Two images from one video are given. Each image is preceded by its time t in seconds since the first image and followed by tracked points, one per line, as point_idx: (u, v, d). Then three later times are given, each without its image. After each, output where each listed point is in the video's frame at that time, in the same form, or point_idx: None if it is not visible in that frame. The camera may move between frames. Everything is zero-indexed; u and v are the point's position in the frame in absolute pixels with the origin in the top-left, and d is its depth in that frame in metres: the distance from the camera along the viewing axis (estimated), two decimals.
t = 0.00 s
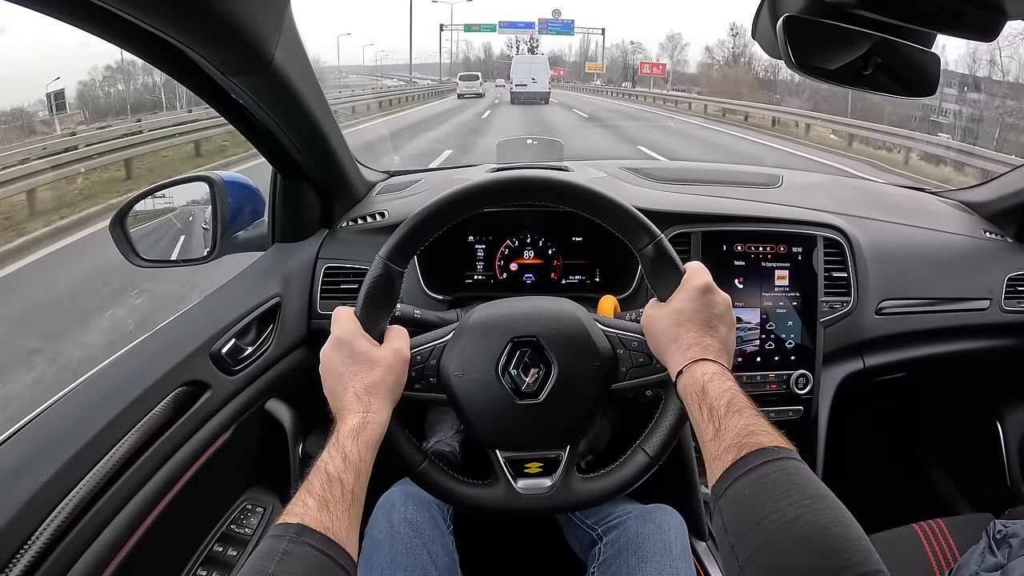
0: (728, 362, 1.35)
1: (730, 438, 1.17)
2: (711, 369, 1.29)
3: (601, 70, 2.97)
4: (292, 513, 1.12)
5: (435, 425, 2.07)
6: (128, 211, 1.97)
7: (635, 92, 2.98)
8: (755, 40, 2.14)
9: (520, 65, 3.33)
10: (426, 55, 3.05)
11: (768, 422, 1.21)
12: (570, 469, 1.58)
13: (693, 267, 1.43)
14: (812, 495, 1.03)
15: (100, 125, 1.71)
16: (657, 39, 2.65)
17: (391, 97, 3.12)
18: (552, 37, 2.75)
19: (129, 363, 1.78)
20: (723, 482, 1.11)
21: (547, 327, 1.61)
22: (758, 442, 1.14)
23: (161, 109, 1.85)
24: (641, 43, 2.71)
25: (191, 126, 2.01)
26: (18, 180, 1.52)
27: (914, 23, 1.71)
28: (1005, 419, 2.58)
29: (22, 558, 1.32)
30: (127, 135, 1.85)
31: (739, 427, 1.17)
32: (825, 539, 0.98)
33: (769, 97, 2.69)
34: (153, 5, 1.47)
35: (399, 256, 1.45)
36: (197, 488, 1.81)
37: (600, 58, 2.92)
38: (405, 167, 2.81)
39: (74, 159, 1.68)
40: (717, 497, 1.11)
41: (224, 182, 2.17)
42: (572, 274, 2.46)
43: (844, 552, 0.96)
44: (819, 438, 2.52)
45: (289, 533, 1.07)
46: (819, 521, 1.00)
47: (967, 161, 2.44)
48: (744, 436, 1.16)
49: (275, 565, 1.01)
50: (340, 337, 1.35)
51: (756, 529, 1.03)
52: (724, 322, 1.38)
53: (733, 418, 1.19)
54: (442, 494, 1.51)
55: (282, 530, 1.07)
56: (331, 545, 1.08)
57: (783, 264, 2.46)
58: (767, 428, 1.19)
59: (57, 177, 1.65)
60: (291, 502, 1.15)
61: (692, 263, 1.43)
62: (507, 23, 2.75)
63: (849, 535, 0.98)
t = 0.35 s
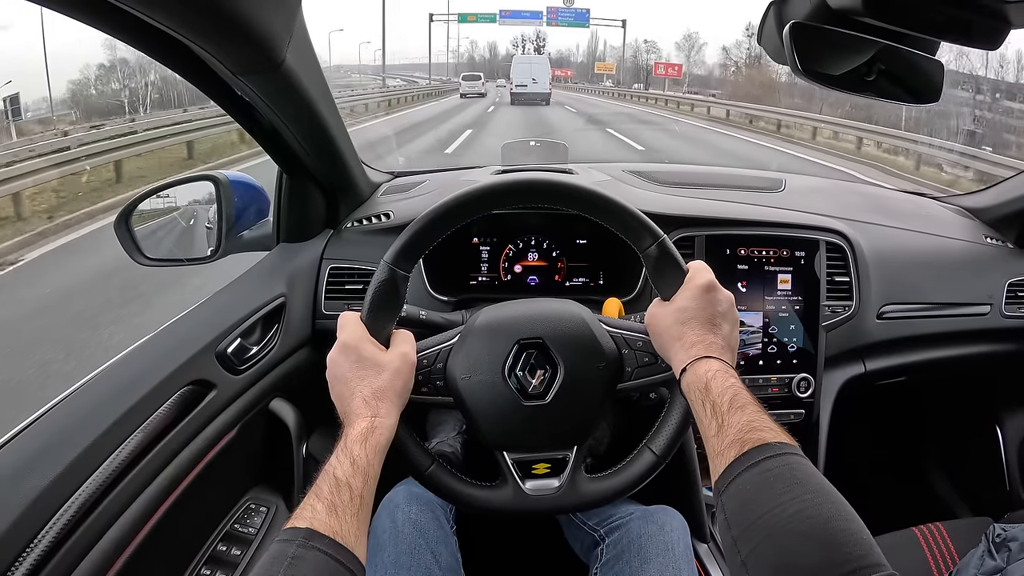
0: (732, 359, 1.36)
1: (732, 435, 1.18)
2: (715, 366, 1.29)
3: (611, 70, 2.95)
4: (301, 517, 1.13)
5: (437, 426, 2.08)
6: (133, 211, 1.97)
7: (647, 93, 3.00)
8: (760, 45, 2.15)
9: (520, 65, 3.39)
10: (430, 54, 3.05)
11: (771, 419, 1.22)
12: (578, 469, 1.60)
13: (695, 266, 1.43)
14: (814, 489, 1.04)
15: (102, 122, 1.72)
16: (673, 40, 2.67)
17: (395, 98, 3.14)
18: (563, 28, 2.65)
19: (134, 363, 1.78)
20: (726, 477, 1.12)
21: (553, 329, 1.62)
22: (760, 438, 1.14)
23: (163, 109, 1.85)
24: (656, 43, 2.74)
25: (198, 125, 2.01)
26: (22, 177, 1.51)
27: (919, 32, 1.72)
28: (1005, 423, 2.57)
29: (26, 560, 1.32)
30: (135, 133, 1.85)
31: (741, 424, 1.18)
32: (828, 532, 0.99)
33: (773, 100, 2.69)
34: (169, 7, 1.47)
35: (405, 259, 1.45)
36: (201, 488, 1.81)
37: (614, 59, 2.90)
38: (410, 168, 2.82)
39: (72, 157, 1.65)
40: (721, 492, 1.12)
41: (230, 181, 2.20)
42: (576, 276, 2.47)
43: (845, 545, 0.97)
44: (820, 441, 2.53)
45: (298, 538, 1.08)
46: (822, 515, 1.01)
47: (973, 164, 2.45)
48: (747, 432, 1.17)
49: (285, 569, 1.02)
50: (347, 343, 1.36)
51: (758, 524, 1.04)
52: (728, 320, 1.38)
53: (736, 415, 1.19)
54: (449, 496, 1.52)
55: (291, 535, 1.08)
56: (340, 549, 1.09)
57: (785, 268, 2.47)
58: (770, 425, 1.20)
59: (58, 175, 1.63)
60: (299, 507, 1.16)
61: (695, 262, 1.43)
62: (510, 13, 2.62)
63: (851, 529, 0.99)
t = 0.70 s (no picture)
0: (734, 355, 1.36)
1: (734, 430, 1.18)
2: (716, 361, 1.29)
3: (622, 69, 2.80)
4: (303, 516, 1.13)
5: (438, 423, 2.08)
6: (134, 208, 1.98)
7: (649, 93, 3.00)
8: (762, 43, 2.15)
9: (522, 63, 3.11)
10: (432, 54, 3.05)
11: (773, 414, 1.22)
12: (581, 466, 1.60)
13: (696, 261, 1.42)
14: (815, 484, 1.04)
15: (105, 118, 1.71)
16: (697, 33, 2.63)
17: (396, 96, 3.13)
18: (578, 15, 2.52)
19: (136, 360, 1.78)
20: (728, 472, 1.12)
21: (555, 326, 1.63)
22: (762, 433, 1.15)
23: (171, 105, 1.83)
24: (674, 42, 2.71)
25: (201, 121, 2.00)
26: (23, 173, 1.51)
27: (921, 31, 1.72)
28: (1005, 423, 2.57)
29: (27, 558, 1.32)
30: (139, 130, 1.85)
31: (742, 419, 1.18)
32: (827, 527, 0.99)
33: (776, 100, 2.69)
34: (174, 5, 1.47)
35: (406, 258, 1.46)
36: (203, 485, 1.82)
37: (625, 58, 2.78)
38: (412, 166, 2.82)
39: (72, 153, 1.64)
40: (722, 489, 1.12)
41: (233, 179, 2.19)
42: (578, 275, 2.47)
43: (845, 540, 0.97)
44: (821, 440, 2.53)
45: (301, 536, 1.08)
46: (822, 509, 1.01)
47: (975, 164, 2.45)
48: (748, 427, 1.17)
49: (287, 567, 1.03)
50: (348, 342, 1.36)
51: (759, 519, 1.04)
52: (729, 316, 1.39)
53: (737, 410, 1.19)
54: (453, 494, 1.52)
55: (293, 533, 1.09)
56: (343, 547, 1.09)
57: (787, 267, 2.47)
58: (771, 420, 1.20)
59: (58, 172, 1.62)
60: (302, 506, 1.17)
61: (695, 258, 1.43)
62: None
63: (852, 524, 0.99)
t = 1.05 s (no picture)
0: (739, 356, 1.36)
1: (740, 430, 1.18)
2: (721, 362, 1.30)
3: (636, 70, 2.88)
4: (310, 515, 1.14)
5: (440, 425, 2.04)
6: (138, 207, 1.98)
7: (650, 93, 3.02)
8: (767, 48, 2.17)
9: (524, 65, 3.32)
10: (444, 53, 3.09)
11: (778, 414, 1.23)
12: (585, 466, 1.60)
13: (701, 263, 1.43)
14: (821, 484, 1.05)
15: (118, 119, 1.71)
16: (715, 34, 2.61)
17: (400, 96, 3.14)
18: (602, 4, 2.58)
19: (140, 359, 1.78)
20: (734, 472, 1.12)
21: (561, 327, 1.63)
22: (768, 433, 1.15)
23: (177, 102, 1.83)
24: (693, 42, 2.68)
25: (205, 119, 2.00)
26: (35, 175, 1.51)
27: (925, 35, 1.73)
28: (1005, 425, 2.59)
29: (31, 558, 1.32)
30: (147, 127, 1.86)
31: (748, 419, 1.19)
32: (833, 526, 0.99)
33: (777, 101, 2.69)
34: (188, 5, 1.48)
35: (412, 258, 1.46)
36: (206, 485, 1.82)
37: (637, 58, 2.86)
38: (415, 167, 2.83)
39: (79, 151, 1.64)
40: (728, 488, 1.12)
41: (236, 178, 2.21)
42: (581, 276, 2.47)
43: (852, 538, 0.97)
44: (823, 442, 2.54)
45: (308, 535, 1.08)
46: (827, 508, 1.02)
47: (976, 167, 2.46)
48: (754, 427, 1.17)
49: (294, 566, 1.03)
50: (355, 342, 1.36)
51: (765, 518, 1.04)
52: (734, 318, 1.39)
53: (743, 411, 1.20)
54: (457, 494, 1.52)
55: (300, 532, 1.09)
56: (349, 546, 1.09)
57: (790, 269, 2.48)
58: (777, 420, 1.20)
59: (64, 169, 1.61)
60: (308, 504, 1.17)
61: (701, 260, 1.44)
62: None
63: (857, 522, 1.00)
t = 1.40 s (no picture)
0: (736, 359, 1.36)
1: (737, 434, 1.18)
2: (718, 366, 1.30)
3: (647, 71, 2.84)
4: (306, 516, 1.14)
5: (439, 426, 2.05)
6: (137, 209, 2.00)
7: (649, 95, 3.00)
8: (764, 49, 2.17)
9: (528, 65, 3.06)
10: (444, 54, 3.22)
11: (775, 419, 1.23)
12: (582, 469, 1.60)
13: (698, 266, 1.43)
14: (817, 489, 1.05)
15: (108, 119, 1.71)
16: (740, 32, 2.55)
17: (399, 98, 3.15)
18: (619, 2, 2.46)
19: (138, 360, 1.78)
20: (731, 477, 1.12)
21: (558, 329, 1.63)
22: (764, 438, 1.15)
23: (172, 103, 1.83)
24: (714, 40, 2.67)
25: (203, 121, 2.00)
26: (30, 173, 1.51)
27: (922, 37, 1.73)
28: (1005, 427, 2.59)
29: (28, 559, 1.31)
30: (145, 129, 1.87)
31: (744, 424, 1.19)
32: (828, 532, 1.00)
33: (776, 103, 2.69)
34: (186, 9, 1.49)
35: (410, 260, 1.46)
36: (204, 486, 1.82)
37: (648, 58, 2.80)
38: (414, 169, 2.83)
39: (78, 153, 1.64)
40: (725, 493, 1.12)
41: (235, 180, 2.21)
42: (579, 278, 2.47)
43: (847, 544, 0.98)
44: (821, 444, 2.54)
45: (304, 536, 1.08)
46: (823, 514, 1.02)
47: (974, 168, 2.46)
48: (751, 432, 1.17)
49: (290, 567, 1.03)
50: (352, 343, 1.36)
51: (761, 523, 1.04)
52: (731, 321, 1.39)
53: (739, 415, 1.20)
54: (454, 496, 1.52)
55: (297, 533, 1.09)
56: (345, 547, 1.09)
57: (788, 271, 2.49)
58: (773, 425, 1.20)
59: (64, 170, 1.62)
60: (305, 505, 1.17)
61: (698, 263, 1.44)
62: None
63: (853, 528, 1.00)
